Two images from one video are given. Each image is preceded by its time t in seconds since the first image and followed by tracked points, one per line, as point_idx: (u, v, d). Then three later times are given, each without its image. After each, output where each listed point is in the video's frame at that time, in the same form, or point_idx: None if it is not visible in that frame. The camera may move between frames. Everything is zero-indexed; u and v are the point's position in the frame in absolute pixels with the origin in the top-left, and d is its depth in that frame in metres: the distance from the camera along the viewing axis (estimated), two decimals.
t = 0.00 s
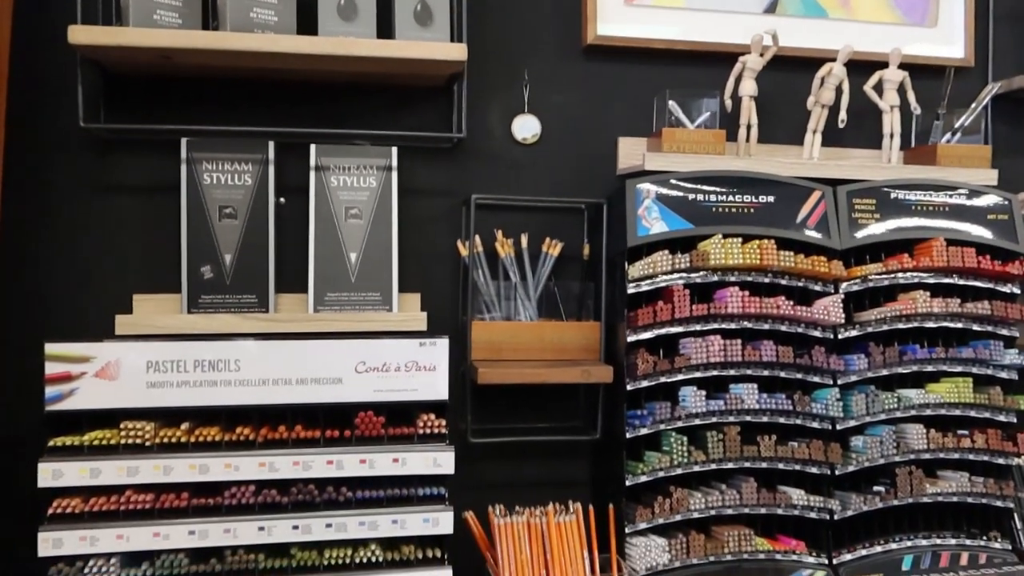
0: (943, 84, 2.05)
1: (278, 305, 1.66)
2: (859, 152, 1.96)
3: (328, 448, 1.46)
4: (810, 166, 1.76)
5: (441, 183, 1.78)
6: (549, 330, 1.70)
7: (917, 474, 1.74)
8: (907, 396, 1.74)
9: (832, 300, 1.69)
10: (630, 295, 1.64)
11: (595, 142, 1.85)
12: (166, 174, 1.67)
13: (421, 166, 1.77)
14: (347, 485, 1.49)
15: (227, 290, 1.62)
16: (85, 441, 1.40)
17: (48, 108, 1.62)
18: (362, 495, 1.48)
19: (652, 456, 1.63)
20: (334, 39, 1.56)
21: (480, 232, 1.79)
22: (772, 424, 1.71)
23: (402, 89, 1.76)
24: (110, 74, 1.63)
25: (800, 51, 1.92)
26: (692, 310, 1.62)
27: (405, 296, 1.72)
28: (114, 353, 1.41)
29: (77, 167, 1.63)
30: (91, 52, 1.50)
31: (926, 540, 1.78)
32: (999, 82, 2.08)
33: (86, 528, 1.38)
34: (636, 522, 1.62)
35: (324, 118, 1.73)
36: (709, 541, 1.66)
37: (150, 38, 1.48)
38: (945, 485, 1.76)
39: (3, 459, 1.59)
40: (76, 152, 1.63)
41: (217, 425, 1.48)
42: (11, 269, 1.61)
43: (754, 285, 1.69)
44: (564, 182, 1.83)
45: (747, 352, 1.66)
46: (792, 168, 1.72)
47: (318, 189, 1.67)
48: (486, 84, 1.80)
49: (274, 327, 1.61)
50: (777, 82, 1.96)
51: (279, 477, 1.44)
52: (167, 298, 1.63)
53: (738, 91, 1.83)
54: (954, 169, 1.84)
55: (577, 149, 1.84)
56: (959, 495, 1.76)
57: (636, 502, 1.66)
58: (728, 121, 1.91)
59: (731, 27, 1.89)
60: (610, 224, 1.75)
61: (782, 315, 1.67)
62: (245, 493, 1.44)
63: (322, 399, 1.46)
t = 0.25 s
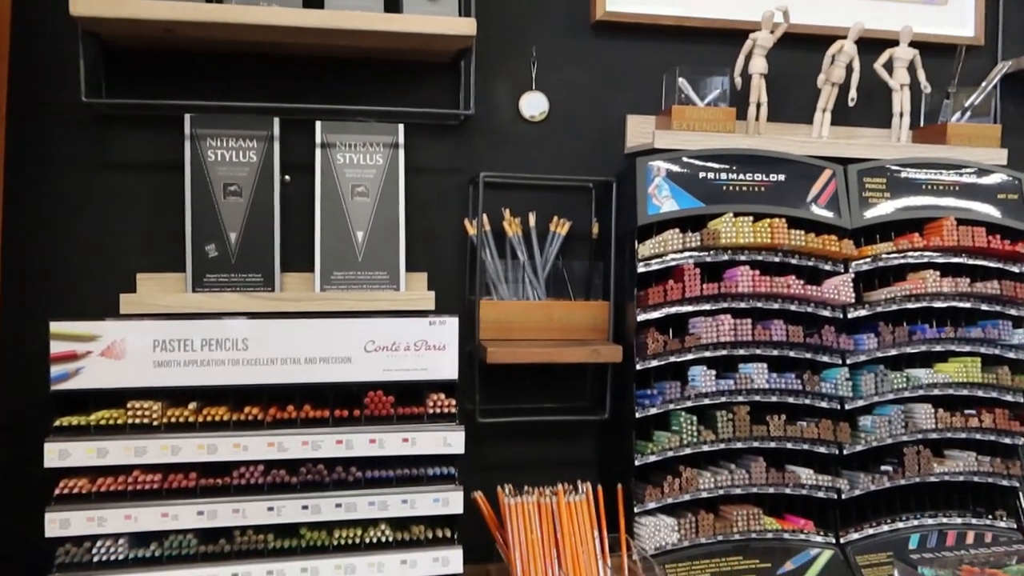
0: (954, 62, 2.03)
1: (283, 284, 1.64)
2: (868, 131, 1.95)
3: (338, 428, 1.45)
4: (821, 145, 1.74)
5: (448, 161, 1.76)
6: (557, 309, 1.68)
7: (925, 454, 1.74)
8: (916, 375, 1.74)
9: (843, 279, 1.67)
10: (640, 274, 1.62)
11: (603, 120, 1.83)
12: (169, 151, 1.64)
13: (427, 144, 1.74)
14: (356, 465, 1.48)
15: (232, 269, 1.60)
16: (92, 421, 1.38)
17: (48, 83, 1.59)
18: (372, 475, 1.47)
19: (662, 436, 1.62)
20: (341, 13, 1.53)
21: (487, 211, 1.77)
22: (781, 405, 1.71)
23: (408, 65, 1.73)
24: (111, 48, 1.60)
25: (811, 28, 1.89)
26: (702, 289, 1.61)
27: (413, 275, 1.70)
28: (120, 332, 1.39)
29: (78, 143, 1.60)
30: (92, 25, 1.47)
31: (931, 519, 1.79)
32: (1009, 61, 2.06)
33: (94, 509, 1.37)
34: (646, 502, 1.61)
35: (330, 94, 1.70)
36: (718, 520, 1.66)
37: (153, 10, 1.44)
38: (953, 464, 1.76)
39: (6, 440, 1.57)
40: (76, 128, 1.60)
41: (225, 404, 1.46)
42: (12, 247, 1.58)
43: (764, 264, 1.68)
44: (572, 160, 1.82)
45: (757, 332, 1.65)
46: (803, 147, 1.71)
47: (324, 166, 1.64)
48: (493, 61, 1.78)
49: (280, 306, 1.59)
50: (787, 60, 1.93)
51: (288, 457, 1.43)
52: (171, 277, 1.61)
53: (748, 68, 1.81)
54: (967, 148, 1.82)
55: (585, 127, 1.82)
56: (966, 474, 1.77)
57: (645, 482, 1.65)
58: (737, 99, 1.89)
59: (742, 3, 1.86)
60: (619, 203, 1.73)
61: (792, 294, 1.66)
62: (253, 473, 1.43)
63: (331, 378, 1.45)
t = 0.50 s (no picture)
0: (961, 36, 2.01)
1: (286, 260, 1.61)
2: (874, 106, 1.93)
3: (343, 405, 1.43)
4: (829, 119, 1.72)
5: (451, 136, 1.73)
6: (563, 286, 1.66)
7: (930, 429, 1.74)
8: (922, 350, 1.73)
9: (851, 254, 1.66)
10: (647, 249, 1.61)
11: (608, 94, 1.80)
12: (167, 125, 1.61)
13: (430, 119, 1.72)
14: (362, 443, 1.47)
15: (233, 245, 1.57)
16: (94, 398, 1.36)
17: (42, 55, 1.55)
18: (377, 453, 1.46)
19: (668, 412, 1.61)
20: None
21: (491, 187, 1.75)
22: (787, 380, 1.70)
23: (411, 38, 1.70)
24: (107, 19, 1.56)
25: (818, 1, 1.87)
26: (710, 264, 1.60)
27: (416, 251, 1.68)
28: (121, 308, 1.36)
29: (74, 117, 1.57)
30: None
31: (936, 494, 1.78)
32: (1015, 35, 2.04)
33: (97, 487, 1.35)
34: (652, 478, 1.60)
35: (331, 67, 1.67)
36: (724, 496, 1.66)
37: None
38: (957, 440, 1.76)
39: (5, 418, 1.55)
40: (72, 101, 1.57)
41: (228, 381, 1.44)
42: (8, 223, 1.55)
43: (771, 239, 1.67)
44: (577, 135, 1.79)
45: (764, 307, 1.64)
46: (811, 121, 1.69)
47: (326, 140, 1.61)
48: (497, 33, 1.75)
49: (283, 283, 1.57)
50: (794, 33, 1.91)
51: (293, 435, 1.41)
52: (172, 253, 1.59)
53: (754, 41, 1.79)
54: (974, 122, 1.81)
55: (590, 101, 1.80)
56: (970, 450, 1.77)
57: (652, 459, 1.65)
58: (743, 73, 1.87)
59: None
60: (625, 178, 1.71)
61: (799, 270, 1.65)
62: (258, 451, 1.41)
63: (336, 355, 1.43)
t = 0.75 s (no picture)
0: (963, 13, 2.00)
1: (283, 239, 1.59)
2: (875, 84, 1.92)
3: (343, 385, 1.42)
4: (830, 97, 1.71)
5: (449, 114, 1.71)
6: (564, 265, 1.65)
7: (930, 408, 1.74)
8: (922, 329, 1.73)
9: (852, 233, 1.66)
10: (647, 227, 1.60)
11: (608, 71, 1.78)
12: (161, 102, 1.58)
13: (428, 96, 1.69)
14: (362, 423, 1.46)
15: (229, 224, 1.55)
16: (90, 379, 1.35)
17: (31, 30, 1.52)
18: (378, 433, 1.45)
19: (669, 391, 1.61)
20: None
21: (490, 166, 1.73)
22: (788, 359, 1.70)
23: (408, 13, 1.68)
24: None
25: None
26: (711, 243, 1.59)
27: (415, 230, 1.67)
28: (117, 288, 1.34)
29: (65, 94, 1.54)
30: None
31: (935, 473, 1.79)
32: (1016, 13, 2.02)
33: (94, 468, 1.34)
34: (653, 458, 1.60)
35: (327, 43, 1.65)
36: (725, 475, 1.66)
37: None
38: (956, 419, 1.76)
39: None
40: (63, 78, 1.53)
41: (226, 361, 1.43)
42: None
43: (773, 218, 1.66)
44: (577, 113, 1.78)
45: (766, 286, 1.63)
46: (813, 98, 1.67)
47: (322, 118, 1.59)
48: (495, 9, 1.72)
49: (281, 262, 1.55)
50: (795, 10, 1.89)
51: (292, 415, 1.40)
52: (167, 233, 1.57)
53: (756, 18, 1.77)
54: (976, 101, 1.80)
55: (590, 79, 1.78)
56: (969, 428, 1.77)
57: (652, 438, 1.64)
58: (744, 51, 1.85)
59: None
60: (625, 156, 1.70)
61: (801, 249, 1.64)
62: (258, 432, 1.40)
63: (335, 335, 1.41)
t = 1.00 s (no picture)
0: None
1: (280, 217, 1.57)
2: (877, 61, 1.90)
3: (343, 363, 1.41)
4: (833, 73, 1.69)
5: (449, 90, 1.69)
6: (564, 243, 1.63)
7: (930, 387, 1.74)
8: (923, 308, 1.73)
9: (854, 210, 1.65)
10: (649, 204, 1.59)
11: (609, 47, 1.76)
12: (154, 78, 1.55)
13: (427, 72, 1.67)
14: (362, 402, 1.45)
15: (226, 202, 1.53)
16: (87, 357, 1.33)
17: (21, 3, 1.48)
18: (378, 412, 1.44)
19: (671, 369, 1.60)
20: None
21: (490, 143, 1.71)
22: (790, 337, 1.69)
23: None
24: None
25: None
26: (714, 220, 1.58)
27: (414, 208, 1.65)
28: (113, 265, 1.32)
29: (56, 69, 1.51)
30: None
31: (934, 451, 1.79)
32: None
33: (91, 448, 1.32)
34: (654, 436, 1.60)
35: (324, 18, 1.62)
36: (725, 453, 1.66)
37: None
38: (956, 397, 1.77)
39: None
40: (54, 52, 1.50)
41: (224, 340, 1.41)
42: None
43: (775, 195, 1.65)
44: (577, 90, 1.76)
45: (768, 264, 1.62)
46: (816, 75, 1.66)
47: (320, 93, 1.56)
48: None
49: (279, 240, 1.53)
50: None
51: (292, 394, 1.39)
52: (163, 211, 1.54)
53: None
54: (978, 78, 1.78)
55: (590, 55, 1.75)
56: (969, 407, 1.77)
57: (654, 417, 1.63)
58: (746, 27, 1.83)
59: None
60: (626, 133, 1.68)
61: (803, 226, 1.62)
62: (257, 411, 1.38)
63: (335, 313, 1.40)
